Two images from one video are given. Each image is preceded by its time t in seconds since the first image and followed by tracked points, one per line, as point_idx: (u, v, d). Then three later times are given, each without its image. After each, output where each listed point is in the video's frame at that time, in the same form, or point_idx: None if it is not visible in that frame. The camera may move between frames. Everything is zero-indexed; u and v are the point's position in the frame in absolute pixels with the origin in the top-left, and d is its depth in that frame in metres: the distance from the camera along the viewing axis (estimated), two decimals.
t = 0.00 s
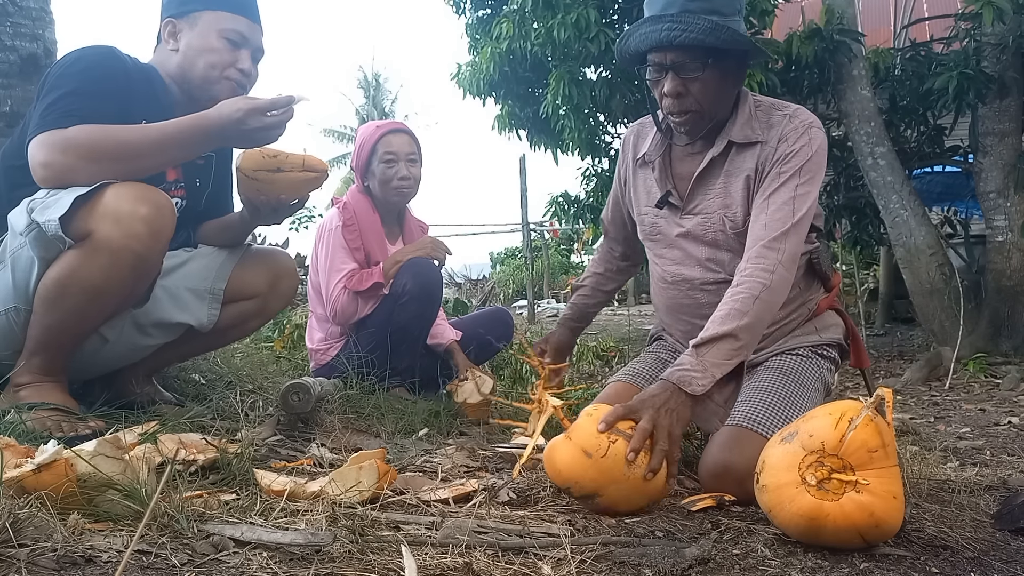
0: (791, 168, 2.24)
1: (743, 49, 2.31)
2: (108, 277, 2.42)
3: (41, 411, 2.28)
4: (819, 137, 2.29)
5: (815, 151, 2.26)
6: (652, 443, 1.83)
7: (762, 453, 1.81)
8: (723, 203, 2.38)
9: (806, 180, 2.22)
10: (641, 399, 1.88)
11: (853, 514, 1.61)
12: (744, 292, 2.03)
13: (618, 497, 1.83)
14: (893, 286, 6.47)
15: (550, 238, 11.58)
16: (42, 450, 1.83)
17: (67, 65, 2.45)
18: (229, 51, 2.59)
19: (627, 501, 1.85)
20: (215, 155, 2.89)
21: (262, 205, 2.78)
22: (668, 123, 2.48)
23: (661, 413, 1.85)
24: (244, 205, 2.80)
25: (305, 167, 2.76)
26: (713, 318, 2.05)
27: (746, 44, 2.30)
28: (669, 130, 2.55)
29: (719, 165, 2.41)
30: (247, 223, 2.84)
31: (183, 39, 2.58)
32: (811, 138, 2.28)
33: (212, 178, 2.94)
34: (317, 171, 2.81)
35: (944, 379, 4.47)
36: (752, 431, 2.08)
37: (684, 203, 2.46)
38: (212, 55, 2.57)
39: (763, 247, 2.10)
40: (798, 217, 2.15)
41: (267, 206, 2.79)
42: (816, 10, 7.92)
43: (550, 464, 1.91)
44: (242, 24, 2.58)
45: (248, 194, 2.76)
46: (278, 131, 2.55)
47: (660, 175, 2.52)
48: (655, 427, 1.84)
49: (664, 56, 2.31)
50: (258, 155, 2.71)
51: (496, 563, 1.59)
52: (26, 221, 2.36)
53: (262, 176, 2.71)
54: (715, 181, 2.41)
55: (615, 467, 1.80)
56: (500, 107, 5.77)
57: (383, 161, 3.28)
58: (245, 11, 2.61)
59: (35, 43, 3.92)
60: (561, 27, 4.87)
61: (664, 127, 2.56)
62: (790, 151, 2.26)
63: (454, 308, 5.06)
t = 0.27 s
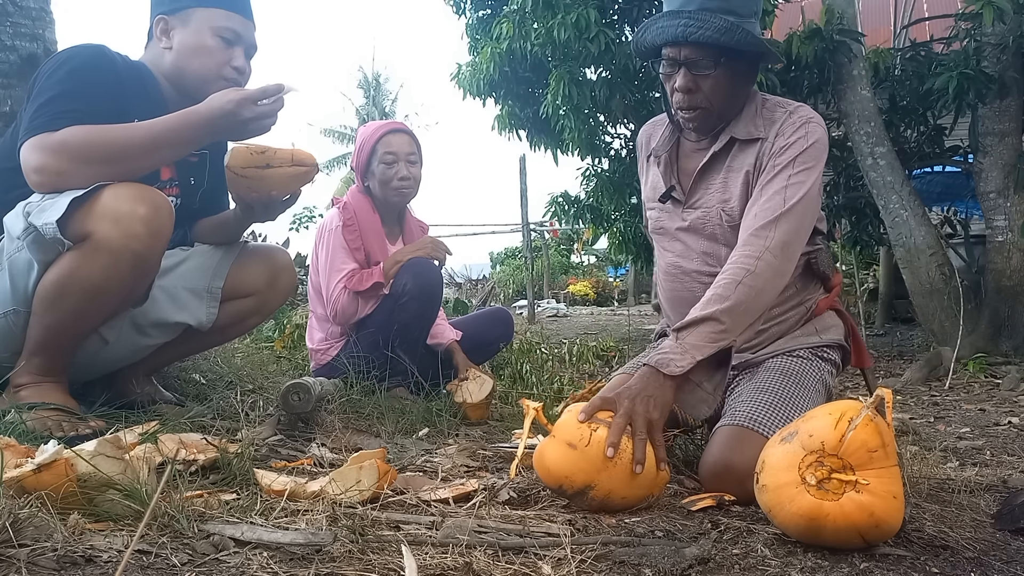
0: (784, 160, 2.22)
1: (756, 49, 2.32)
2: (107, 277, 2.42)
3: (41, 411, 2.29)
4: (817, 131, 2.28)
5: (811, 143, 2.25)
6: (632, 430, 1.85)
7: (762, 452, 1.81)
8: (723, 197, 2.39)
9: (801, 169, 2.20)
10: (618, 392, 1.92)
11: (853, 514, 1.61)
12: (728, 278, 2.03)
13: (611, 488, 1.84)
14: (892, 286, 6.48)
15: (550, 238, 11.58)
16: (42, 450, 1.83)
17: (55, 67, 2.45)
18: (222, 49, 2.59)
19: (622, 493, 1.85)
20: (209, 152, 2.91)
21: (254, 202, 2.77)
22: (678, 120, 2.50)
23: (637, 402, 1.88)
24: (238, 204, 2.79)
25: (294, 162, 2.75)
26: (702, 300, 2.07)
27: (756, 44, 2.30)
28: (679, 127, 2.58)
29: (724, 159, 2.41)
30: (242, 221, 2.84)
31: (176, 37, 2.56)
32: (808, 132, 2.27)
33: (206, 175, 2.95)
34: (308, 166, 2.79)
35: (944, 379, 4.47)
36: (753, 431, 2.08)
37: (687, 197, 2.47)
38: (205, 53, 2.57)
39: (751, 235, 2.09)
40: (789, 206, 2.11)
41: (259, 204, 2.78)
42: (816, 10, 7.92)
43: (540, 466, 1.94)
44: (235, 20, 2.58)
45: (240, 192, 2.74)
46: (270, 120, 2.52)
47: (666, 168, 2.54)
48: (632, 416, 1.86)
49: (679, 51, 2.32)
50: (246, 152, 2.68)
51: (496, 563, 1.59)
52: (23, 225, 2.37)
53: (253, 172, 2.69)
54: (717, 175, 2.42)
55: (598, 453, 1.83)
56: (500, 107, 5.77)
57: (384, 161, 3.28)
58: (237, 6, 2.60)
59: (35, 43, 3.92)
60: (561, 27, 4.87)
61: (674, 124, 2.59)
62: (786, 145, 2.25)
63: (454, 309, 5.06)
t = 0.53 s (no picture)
0: (774, 159, 2.21)
1: (747, 55, 2.30)
2: (104, 277, 2.42)
3: (42, 411, 2.29)
4: (808, 130, 2.25)
5: (802, 141, 2.22)
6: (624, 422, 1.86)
7: (762, 453, 1.81)
8: (719, 198, 2.39)
9: (790, 168, 2.17)
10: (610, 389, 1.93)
11: (853, 514, 1.61)
12: (717, 279, 2.01)
13: (608, 480, 1.84)
14: (892, 286, 6.49)
15: (551, 238, 11.58)
16: (42, 450, 1.83)
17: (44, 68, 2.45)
18: (216, 42, 2.58)
19: (619, 486, 1.85)
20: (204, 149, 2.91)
21: (248, 202, 2.77)
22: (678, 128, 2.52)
23: (630, 394, 1.90)
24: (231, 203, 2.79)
25: (288, 163, 2.73)
26: (691, 301, 2.05)
27: (750, 49, 2.28)
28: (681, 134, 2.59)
29: (720, 162, 2.43)
30: (237, 220, 2.85)
31: (170, 31, 2.55)
32: (799, 131, 2.24)
33: (202, 174, 2.95)
34: (302, 167, 2.78)
35: (944, 379, 4.47)
36: (755, 431, 2.07)
37: (688, 201, 2.49)
38: (199, 48, 2.56)
39: (739, 235, 2.07)
40: (776, 207, 2.09)
41: (254, 204, 2.79)
42: (817, 10, 7.92)
43: (536, 466, 1.93)
44: (227, 14, 2.56)
45: (232, 192, 2.73)
46: (261, 113, 2.49)
47: (670, 175, 2.57)
48: (625, 408, 1.88)
49: (668, 58, 2.32)
50: (239, 153, 2.66)
51: (496, 563, 1.59)
52: (17, 229, 2.37)
53: (244, 172, 2.67)
54: (715, 177, 2.43)
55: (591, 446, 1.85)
56: (500, 107, 5.77)
57: (384, 161, 3.28)
58: None
59: (35, 43, 3.91)
60: (561, 28, 4.87)
61: (675, 133, 2.61)
62: (775, 145, 2.24)
63: (455, 309, 5.06)
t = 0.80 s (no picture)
0: (775, 161, 2.19)
1: (739, 52, 2.30)
2: (113, 291, 2.43)
3: (42, 411, 2.29)
4: (807, 134, 2.23)
5: (802, 144, 2.20)
6: (643, 437, 1.83)
7: (762, 453, 1.81)
8: (720, 201, 2.40)
9: (792, 170, 2.16)
10: (627, 396, 1.88)
11: (853, 514, 1.61)
12: (723, 280, 2.00)
13: (614, 487, 1.84)
14: (892, 286, 6.49)
15: (551, 238, 11.58)
16: (42, 450, 1.83)
17: (35, 63, 2.37)
18: (212, 29, 2.53)
19: (625, 493, 1.85)
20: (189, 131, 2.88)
21: (246, 193, 2.75)
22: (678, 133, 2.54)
23: (648, 408, 1.86)
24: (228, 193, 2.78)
25: (294, 158, 2.76)
26: (698, 304, 2.04)
27: (741, 46, 2.28)
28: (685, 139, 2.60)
29: (720, 166, 2.44)
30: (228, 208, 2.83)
31: (162, 16, 2.50)
32: (797, 135, 2.23)
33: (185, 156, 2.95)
34: (305, 163, 2.81)
35: (944, 379, 4.47)
36: (757, 431, 2.07)
37: (691, 205, 2.52)
38: (193, 34, 2.52)
39: (744, 237, 2.06)
40: (779, 209, 2.08)
41: (251, 196, 2.78)
42: (816, 10, 7.92)
43: (541, 466, 1.93)
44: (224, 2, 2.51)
45: (233, 183, 2.72)
46: (263, 113, 2.52)
47: (672, 180, 2.59)
48: (644, 423, 1.84)
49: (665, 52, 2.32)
50: (245, 145, 2.65)
51: (496, 563, 1.59)
52: (26, 244, 2.36)
53: (250, 166, 2.68)
54: (716, 180, 2.45)
55: (604, 455, 1.83)
56: (500, 107, 5.77)
57: (384, 161, 3.27)
58: None
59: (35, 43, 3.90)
60: (561, 28, 4.87)
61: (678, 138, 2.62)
62: (775, 148, 2.23)
63: (455, 308, 5.06)
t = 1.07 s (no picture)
0: (772, 160, 2.19)
1: (731, 48, 2.31)
2: (135, 310, 2.46)
3: (42, 412, 2.29)
4: (802, 132, 2.22)
5: (797, 142, 2.20)
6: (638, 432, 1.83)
7: (762, 453, 1.81)
8: (717, 202, 2.41)
9: (787, 168, 2.15)
10: (620, 393, 1.88)
11: (853, 514, 1.61)
12: (720, 276, 1.98)
13: (610, 483, 1.85)
14: (892, 286, 6.49)
15: (551, 239, 11.58)
16: (42, 450, 1.83)
17: (34, 48, 2.26)
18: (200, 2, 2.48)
19: (621, 488, 1.86)
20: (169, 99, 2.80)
21: (252, 171, 2.82)
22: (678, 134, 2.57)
23: (642, 404, 1.86)
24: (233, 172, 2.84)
25: (299, 137, 2.81)
26: (695, 299, 2.01)
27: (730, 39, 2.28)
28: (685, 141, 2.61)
29: (717, 166, 2.44)
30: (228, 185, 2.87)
31: None
32: (792, 134, 2.22)
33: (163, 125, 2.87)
34: (310, 141, 2.86)
35: (944, 379, 4.47)
36: (756, 430, 2.08)
37: (688, 205, 2.53)
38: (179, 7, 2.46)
39: (740, 234, 2.06)
40: (776, 206, 2.07)
41: (257, 174, 2.85)
42: (816, 10, 7.92)
43: (538, 463, 1.94)
44: None
45: (242, 164, 2.78)
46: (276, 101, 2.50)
47: (672, 183, 2.60)
48: (638, 419, 1.84)
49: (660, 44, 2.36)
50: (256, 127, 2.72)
51: (496, 563, 1.59)
52: (55, 264, 2.33)
53: (261, 147, 2.74)
54: (712, 181, 2.45)
55: (599, 449, 1.84)
56: (500, 107, 5.77)
57: (384, 161, 3.27)
58: None
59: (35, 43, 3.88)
60: (561, 27, 4.87)
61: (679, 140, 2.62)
62: (770, 148, 2.23)
63: (455, 309, 5.06)
